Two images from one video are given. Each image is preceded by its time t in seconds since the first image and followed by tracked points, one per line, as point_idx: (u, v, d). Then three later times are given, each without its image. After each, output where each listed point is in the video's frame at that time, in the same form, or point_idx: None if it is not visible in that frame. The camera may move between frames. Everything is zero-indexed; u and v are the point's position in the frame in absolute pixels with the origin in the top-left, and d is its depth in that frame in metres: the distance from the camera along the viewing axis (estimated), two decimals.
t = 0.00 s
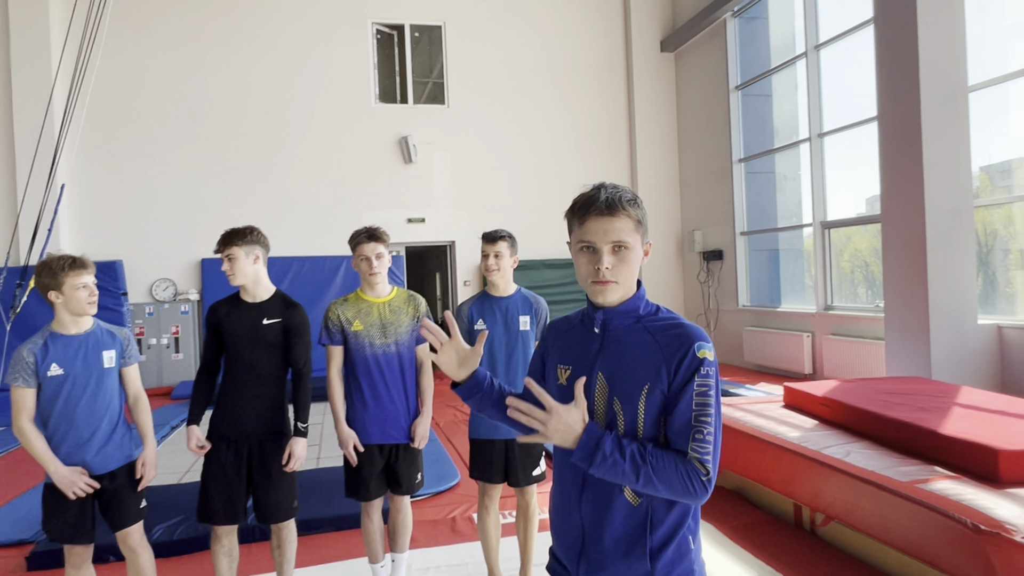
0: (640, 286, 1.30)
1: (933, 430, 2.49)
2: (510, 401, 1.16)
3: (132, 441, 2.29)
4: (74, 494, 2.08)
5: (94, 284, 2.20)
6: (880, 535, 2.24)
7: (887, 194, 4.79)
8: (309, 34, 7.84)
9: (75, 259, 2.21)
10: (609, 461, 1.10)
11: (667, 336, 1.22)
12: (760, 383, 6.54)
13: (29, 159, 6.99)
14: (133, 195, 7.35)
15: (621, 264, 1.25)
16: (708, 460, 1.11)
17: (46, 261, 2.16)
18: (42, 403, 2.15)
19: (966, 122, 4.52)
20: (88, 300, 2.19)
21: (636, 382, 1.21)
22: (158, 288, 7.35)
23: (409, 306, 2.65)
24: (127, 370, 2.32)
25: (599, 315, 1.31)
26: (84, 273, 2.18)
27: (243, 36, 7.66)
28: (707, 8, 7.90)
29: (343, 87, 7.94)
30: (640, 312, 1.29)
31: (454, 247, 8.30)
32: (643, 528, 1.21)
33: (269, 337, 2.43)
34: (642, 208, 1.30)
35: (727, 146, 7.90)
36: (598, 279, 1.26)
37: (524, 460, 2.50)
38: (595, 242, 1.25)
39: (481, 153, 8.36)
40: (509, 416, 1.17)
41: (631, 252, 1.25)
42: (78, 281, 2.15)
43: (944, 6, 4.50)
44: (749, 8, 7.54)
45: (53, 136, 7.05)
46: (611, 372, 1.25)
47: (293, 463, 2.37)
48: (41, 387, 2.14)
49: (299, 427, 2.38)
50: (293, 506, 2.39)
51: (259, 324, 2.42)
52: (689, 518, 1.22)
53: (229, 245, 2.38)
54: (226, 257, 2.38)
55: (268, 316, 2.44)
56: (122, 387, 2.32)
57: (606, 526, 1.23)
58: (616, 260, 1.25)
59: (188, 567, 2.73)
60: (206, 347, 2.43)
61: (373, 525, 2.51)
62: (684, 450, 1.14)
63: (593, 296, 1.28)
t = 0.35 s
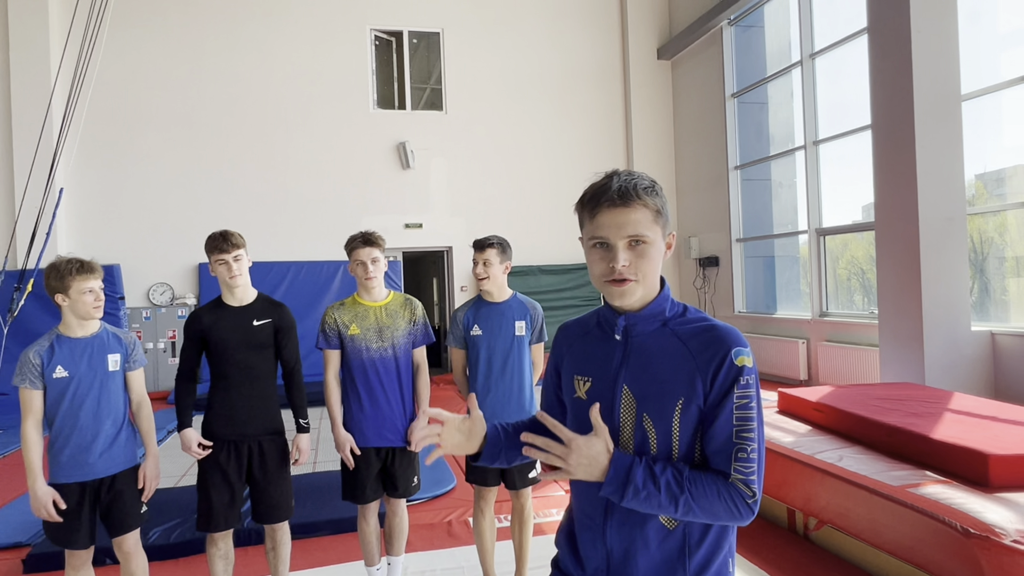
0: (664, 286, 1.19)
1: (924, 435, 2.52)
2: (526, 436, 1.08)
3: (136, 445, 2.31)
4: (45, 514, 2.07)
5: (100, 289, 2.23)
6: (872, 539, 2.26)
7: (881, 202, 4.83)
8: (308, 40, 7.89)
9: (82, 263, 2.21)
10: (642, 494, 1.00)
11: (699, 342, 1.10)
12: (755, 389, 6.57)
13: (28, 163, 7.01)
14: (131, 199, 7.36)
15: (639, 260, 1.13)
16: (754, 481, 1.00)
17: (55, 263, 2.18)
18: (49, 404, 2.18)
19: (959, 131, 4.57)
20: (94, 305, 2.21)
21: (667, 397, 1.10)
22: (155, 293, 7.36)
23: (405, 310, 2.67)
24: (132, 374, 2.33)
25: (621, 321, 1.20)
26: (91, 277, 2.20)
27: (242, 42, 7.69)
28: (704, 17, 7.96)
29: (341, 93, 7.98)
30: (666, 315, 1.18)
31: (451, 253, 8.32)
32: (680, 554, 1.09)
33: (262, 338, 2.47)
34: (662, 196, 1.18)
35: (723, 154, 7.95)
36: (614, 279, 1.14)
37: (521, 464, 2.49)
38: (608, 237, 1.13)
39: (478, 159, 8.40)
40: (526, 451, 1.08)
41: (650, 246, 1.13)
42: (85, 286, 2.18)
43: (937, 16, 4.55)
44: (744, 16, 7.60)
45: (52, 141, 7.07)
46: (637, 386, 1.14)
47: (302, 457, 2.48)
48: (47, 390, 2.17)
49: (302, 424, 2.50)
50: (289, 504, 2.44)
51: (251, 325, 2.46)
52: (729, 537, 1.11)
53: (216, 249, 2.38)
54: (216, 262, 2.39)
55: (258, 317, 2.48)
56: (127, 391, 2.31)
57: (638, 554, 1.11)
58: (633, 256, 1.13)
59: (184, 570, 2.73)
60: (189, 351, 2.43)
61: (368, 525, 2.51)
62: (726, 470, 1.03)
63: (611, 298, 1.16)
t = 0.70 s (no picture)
0: (594, 303, 1.07)
1: (921, 439, 2.52)
2: None
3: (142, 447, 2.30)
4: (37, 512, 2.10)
5: (99, 300, 2.22)
6: (869, 543, 2.26)
7: (880, 207, 4.84)
8: (309, 41, 7.90)
9: (99, 267, 2.21)
10: None
11: (650, 356, 1.01)
12: (753, 393, 6.57)
13: (28, 163, 7.01)
14: (131, 200, 7.36)
15: (566, 273, 1.00)
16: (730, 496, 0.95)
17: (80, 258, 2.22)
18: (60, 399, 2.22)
19: (958, 137, 4.58)
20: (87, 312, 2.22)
21: (626, 424, 0.98)
22: (154, 293, 7.35)
23: (405, 313, 2.67)
24: (142, 375, 2.32)
25: (555, 346, 1.05)
26: (90, 288, 2.19)
27: (242, 43, 7.70)
28: (704, 21, 7.98)
29: (341, 95, 7.98)
30: (605, 333, 1.06)
31: (451, 255, 8.32)
32: None
33: (260, 336, 2.49)
34: (591, 202, 1.06)
35: (723, 158, 7.96)
36: (541, 296, 1.00)
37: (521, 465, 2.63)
38: (530, 247, 1.00)
39: (478, 161, 8.41)
40: None
41: (579, 258, 1.01)
42: (80, 294, 2.19)
43: (936, 22, 4.57)
44: (745, 21, 7.63)
45: (52, 140, 7.08)
46: (589, 418, 1.00)
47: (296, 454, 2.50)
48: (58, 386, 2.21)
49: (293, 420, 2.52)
50: (289, 500, 2.45)
51: (250, 324, 2.47)
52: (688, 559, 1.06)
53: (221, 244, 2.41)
54: (221, 258, 2.40)
55: (254, 317, 2.49)
56: (137, 391, 2.32)
57: None
58: (560, 269, 1.00)
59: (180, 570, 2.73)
60: (181, 354, 2.38)
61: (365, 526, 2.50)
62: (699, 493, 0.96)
63: (537, 318, 1.02)
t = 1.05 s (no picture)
0: (513, 298, 1.04)
1: (924, 444, 2.51)
2: None
3: (140, 448, 2.27)
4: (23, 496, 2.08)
5: (100, 297, 2.21)
6: (870, 547, 2.24)
7: (881, 211, 4.83)
8: (311, 42, 7.90)
9: (111, 263, 2.22)
10: None
11: (578, 357, 1.00)
12: (753, 397, 6.55)
13: (29, 162, 7.01)
14: (131, 199, 7.36)
15: (469, 262, 0.97)
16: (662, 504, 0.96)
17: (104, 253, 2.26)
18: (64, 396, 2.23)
19: (960, 140, 4.57)
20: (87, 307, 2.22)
21: (552, 432, 0.96)
22: (154, 293, 7.33)
23: (406, 313, 2.67)
24: (144, 374, 2.30)
25: (473, 346, 1.02)
26: (92, 283, 2.19)
27: (244, 44, 7.70)
28: (706, 24, 7.98)
29: (342, 96, 7.98)
30: (525, 328, 1.04)
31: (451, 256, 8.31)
32: None
33: (262, 336, 2.50)
34: (495, 179, 1.03)
35: (724, 161, 7.96)
36: (447, 289, 0.97)
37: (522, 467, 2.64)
38: (429, 235, 0.97)
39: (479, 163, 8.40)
40: None
41: (483, 241, 0.98)
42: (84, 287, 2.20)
43: (939, 26, 4.57)
44: (746, 24, 7.63)
45: (54, 139, 7.07)
46: (511, 426, 0.97)
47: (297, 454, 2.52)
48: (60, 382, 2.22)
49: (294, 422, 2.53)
50: (290, 502, 2.45)
51: (253, 324, 2.48)
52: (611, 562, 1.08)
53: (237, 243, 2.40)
54: (232, 255, 2.40)
55: (256, 317, 2.50)
56: (138, 391, 2.30)
57: None
58: (463, 255, 0.97)
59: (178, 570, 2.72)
60: (184, 345, 2.35)
61: None
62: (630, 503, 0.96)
63: (443, 315, 0.99)
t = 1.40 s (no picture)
0: (536, 284, 1.01)
1: (935, 448, 2.49)
2: None
3: (148, 447, 2.27)
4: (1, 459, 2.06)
5: (116, 291, 2.23)
6: (879, 552, 2.23)
7: (890, 215, 4.81)
8: (319, 44, 7.93)
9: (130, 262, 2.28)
10: None
11: (585, 367, 0.90)
12: (760, 401, 6.53)
13: (39, 162, 7.06)
14: (140, 199, 7.39)
15: (404, 259, 0.99)
16: (657, 553, 0.83)
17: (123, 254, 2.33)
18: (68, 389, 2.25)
19: (970, 144, 4.55)
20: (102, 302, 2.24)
21: (541, 442, 0.90)
22: (162, 293, 7.37)
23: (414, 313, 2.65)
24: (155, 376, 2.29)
25: (480, 338, 1.00)
26: (110, 276, 2.22)
27: (254, 45, 7.74)
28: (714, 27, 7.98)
29: (351, 97, 8.01)
30: (540, 324, 0.98)
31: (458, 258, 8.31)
32: None
33: (281, 337, 2.50)
34: (447, 169, 0.99)
35: (732, 164, 7.94)
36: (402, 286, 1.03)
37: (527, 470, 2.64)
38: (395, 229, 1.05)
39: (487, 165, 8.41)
40: None
41: (412, 240, 0.98)
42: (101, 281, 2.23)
43: (949, 30, 4.55)
44: (755, 27, 7.61)
45: (64, 140, 7.12)
46: (501, 428, 0.93)
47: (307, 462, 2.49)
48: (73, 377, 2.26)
49: (306, 428, 2.51)
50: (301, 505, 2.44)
51: (272, 324, 2.49)
52: None
53: (267, 243, 2.42)
54: (262, 254, 2.42)
55: (278, 317, 2.51)
56: (148, 392, 2.29)
57: None
58: (399, 254, 1.01)
59: (186, 568, 2.73)
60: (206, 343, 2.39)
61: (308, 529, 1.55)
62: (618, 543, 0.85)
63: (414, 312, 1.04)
